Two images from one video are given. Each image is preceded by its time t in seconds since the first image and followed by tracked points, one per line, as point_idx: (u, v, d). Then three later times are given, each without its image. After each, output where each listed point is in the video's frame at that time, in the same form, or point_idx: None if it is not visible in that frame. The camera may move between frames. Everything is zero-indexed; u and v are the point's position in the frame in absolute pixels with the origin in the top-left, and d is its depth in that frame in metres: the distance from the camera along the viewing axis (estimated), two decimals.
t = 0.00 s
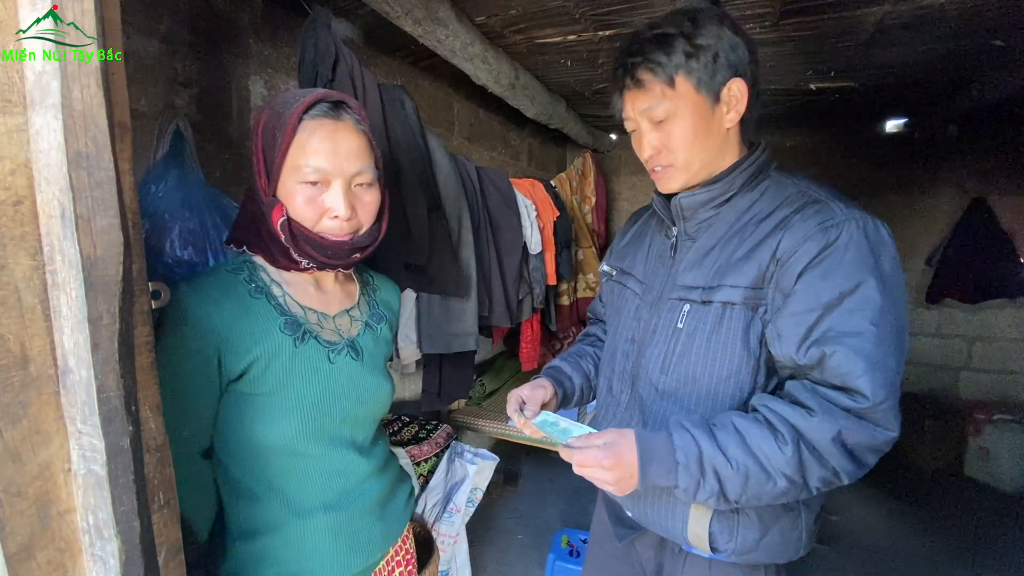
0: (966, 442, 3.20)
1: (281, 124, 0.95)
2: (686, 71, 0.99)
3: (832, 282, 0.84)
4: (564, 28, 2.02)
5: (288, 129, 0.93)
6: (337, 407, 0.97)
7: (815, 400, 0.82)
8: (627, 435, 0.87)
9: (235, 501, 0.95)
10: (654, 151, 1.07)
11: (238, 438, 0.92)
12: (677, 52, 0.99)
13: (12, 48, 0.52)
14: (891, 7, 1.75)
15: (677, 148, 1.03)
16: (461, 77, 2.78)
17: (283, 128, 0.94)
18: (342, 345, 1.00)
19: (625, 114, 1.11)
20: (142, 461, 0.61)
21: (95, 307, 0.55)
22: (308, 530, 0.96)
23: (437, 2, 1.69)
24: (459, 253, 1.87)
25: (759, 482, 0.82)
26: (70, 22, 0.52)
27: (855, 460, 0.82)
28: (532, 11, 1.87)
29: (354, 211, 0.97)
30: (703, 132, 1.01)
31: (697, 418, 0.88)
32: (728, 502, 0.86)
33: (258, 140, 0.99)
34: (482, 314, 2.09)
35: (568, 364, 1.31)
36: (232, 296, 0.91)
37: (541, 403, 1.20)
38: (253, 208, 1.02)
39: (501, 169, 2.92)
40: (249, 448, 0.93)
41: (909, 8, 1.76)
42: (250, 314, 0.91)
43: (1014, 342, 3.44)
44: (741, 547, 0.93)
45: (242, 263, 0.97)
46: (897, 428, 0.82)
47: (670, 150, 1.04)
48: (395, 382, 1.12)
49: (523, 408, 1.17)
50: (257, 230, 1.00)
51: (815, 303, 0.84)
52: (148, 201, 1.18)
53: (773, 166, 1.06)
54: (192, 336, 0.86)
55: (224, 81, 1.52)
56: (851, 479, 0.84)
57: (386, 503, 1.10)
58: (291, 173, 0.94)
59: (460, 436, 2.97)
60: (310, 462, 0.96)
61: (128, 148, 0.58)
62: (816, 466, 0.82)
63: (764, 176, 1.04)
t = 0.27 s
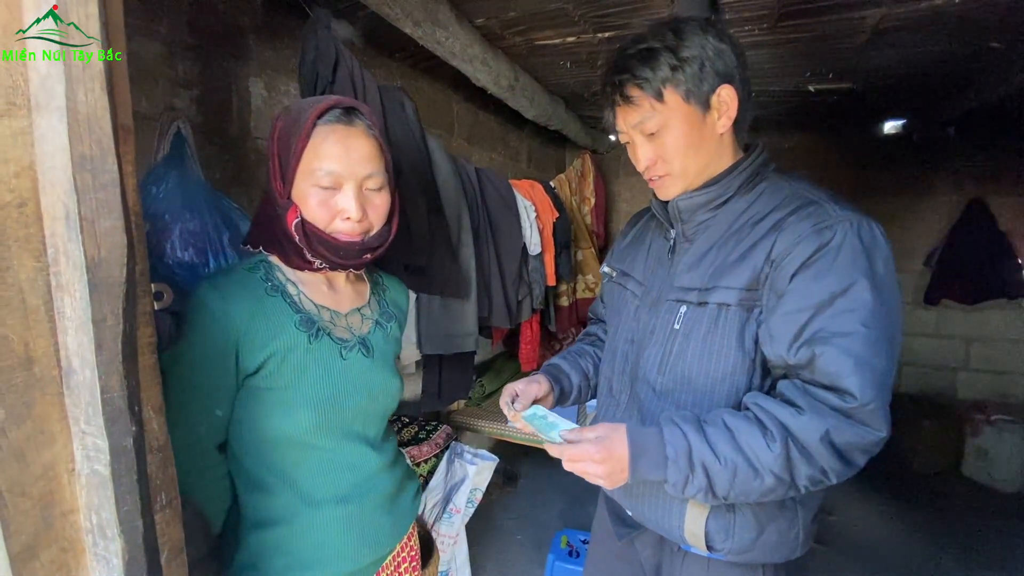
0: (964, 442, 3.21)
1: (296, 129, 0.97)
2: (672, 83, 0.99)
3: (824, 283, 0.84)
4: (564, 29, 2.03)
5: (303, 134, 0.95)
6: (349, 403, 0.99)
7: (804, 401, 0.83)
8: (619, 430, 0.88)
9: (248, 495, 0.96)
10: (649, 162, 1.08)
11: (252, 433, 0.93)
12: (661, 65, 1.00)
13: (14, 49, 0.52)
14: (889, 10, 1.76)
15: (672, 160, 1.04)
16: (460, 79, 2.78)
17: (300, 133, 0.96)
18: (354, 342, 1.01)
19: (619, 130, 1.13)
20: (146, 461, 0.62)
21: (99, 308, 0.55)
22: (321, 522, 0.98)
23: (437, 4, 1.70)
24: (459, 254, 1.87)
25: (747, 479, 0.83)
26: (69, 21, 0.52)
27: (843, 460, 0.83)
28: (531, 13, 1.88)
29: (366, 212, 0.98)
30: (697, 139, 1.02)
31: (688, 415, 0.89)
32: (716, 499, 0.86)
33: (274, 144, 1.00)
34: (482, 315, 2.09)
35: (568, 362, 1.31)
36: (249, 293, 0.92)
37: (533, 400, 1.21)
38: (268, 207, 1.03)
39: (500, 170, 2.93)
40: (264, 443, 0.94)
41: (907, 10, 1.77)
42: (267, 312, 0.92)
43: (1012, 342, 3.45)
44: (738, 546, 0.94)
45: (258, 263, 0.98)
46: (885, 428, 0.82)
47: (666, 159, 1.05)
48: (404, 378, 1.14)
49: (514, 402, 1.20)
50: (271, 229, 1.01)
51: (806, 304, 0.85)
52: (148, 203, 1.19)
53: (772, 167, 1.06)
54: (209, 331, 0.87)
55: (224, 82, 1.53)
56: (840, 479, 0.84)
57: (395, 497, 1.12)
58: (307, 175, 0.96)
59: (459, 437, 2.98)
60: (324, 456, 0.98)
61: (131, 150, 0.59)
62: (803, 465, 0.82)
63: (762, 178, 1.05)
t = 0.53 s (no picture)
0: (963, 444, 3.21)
1: (318, 140, 1.01)
2: (667, 83, 1.00)
3: (814, 283, 0.85)
4: (564, 32, 2.04)
5: (325, 144, 0.99)
6: (357, 398, 1.04)
7: (790, 400, 0.84)
8: (607, 430, 0.89)
9: (261, 486, 1.02)
10: (642, 162, 1.08)
11: (265, 425, 1.00)
12: (656, 65, 1.00)
13: (16, 49, 0.52)
14: (887, 12, 1.77)
15: (666, 161, 1.05)
16: (461, 80, 2.79)
17: (321, 143, 1.00)
18: (363, 340, 1.06)
19: (614, 130, 1.13)
20: (147, 461, 0.62)
21: (102, 309, 0.55)
22: (329, 515, 1.02)
23: (437, 6, 1.70)
24: (459, 256, 1.88)
25: (732, 478, 0.84)
26: (68, 20, 0.52)
27: (830, 458, 0.83)
28: (532, 15, 1.88)
29: (383, 220, 1.04)
30: (689, 140, 1.02)
31: (674, 415, 0.90)
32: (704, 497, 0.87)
33: (293, 152, 1.04)
34: (482, 316, 2.10)
35: (565, 367, 1.32)
36: (266, 293, 0.99)
37: (520, 404, 1.21)
38: (284, 212, 1.07)
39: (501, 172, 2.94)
40: (276, 435, 1.00)
41: (906, 13, 1.77)
42: (282, 310, 0.98)
43: (1011, 343, 3.45)
44: (735, 545, 0.94)
45: (273, 264, 1.05)
46: (872, 427, 0.82)
47: (659, 159, 1.05)
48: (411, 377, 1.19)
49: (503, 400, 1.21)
50: (287, 232, 1.06)
51: (797, 305, 0.85)
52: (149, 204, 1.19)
53: (766, 169, 1.07)
54: (229, 327, 0.94)
55: (225, 84, 1.53)
56: (827, 478, 0.84)
57: (403, 494, 1.16)
58: (328, 185, 1.00)
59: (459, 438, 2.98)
60: (332, 450, 1.02)
61: (134, 152, 0.59)
62: (789, 464, 0.83)
63: (758, 179, 1.05)
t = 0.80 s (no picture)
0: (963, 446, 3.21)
1: (340, 147, 1.02)
2: (659, 82, 1.01)
3: (788, 280, 0.86)
4: (563, 34, 2.04)
5: (348, 153, 1.00)
6: (364, 395, 1.05)
7: (751, 393, 0.84)
8: (574, 425, 0.92)
9: (268, 482, 1.03)
10: (631, 159, 1.09)
11: (275, 421, 1.00)
12: (649, 65, 1.01)
13: (17, 49, 0.53)
14: (885, 15, 1.78)
15: (652, 160, 1.05)
16: (460, 82, 2.79)
17: (343, 151, 1.01)
18: (370, 338, 1.07)
19: (606, 126, 1.13)
20: (147, 462, 0.62)
21: (103, 310, 0.56)
22: (335, 511, 1.03)
23: (437, 9, 1.71)
24: (459, 257, 1.88)
25: (690, 469, 0.85)
26: (68, 20, 0.53)
27: (786, 452, 0.82)
28: (531, 18, 1.89)
29: (397, 226, 1.07)
30: (677, 140, 1.02)
31: (641, 409, 0.92)
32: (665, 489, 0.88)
33: (312, 156, 1.05)
34: (482, 318, 2.10)
35: (561, 371, 1.32)
36: (276, 291, 0.99)
37: (515, 407, 1.20)
38: (295, 213, 1.09)
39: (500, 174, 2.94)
40: (285, 431, 1.00)
41: (903, 16, 1.78)
42: (293, 308, 0.99)
43: (1010, 345, 3.46)
44: (727, 544, 0.95)
45: (283, 264, 1.06)
46: (831, 422, 0.81)
47: (648, 158, 1.06)
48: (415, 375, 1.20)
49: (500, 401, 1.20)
50: (297, 234, 1.08)
51: (768, 300, 0.86)
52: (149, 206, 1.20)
53: (756, 171, 1.08)
54: (241, 324, 0.95)
55: (226, 86, 1.54)
56: (784, 473, 0.84)
57: (406, 490, 1.16)
58: (348, 191, 1.01)
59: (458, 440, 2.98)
60: (339, 446, 1.03)
61: (135, 154, 0.60)
62: (745, 456, 0.83)
63: (748, 181, 1.06)
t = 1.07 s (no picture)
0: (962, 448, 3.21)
1: (348, 152, 1.02)
2: (652, 83, 1.02)
3: (779, 282, 0.86)
4: (563, 37, 2.05)
5: (357, 157, 1.00)
6: (366, 396, 1.05)
7: (741, 395, 0.84)
8: (569, 425, 0.92)
9: (272, 481, 1.03)
10: (622, 158, 1.10)
11: (278, 420, 1.00)
12: (644, 65, 1.02)
13: (18, 49, 0.52)
14: (884, 19, 1.78)
15: (642, 160, 1.06)
16: (460, 84, 2.80)
17: (352, 156, 1.01)
18: (373, 339, 1.07)
19: (602, 123, 1.15)
20: (146, 464, 0.62)
21: (103, 312, 0.56)
22: (337, 510, 1.03)
23: (437, 11, 1.71)
24: (459, 259, 1.88)
25: (680, 470, 0.85)
26: (68, 20, 0.52)
27: (776, 454, 0.82)
28: (531, 20, 1.89)
29: (402, 229, 1.08)
30: (666, 142, 1.03)
31: (633, 410, 0.92)
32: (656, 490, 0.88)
33: (320, 160, 1.05)
34: (482, 320, 2.10)
35: (559, 373, 1.32)
36: (280, 290, 0.99)
37: (514, 408, 1.20)
38: (300, 215, 1.08)
39: (500, 176, 2.94)
40: (288, 430, 1.00)
41: (902, 19, 1.78)
42: (297, 308, 0.99)
43: (1009, 348, 3.46)
44: (718, 546, 0.94)
45: (288, 265, 1.06)
46: (820, 424, 0.81)
47: (637, 158, 1.07)
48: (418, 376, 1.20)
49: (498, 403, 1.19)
50: (303, 237, 1.08)
51: (759, 302, 0.86)
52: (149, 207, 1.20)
53: (749, 174, 1.07)
54: (246, 323, 0.95)
55: (226, 88, 1.54)
56: (775, 475, 0.83)
57: (408, 490, 1.16)
58: (355, 195, 1.02)
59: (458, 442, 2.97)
60: (341, 445, 1.03)
61: (136, 156, 0.60)
62: (735, 457, 0.83)
63: (742, 184, 1.06)
